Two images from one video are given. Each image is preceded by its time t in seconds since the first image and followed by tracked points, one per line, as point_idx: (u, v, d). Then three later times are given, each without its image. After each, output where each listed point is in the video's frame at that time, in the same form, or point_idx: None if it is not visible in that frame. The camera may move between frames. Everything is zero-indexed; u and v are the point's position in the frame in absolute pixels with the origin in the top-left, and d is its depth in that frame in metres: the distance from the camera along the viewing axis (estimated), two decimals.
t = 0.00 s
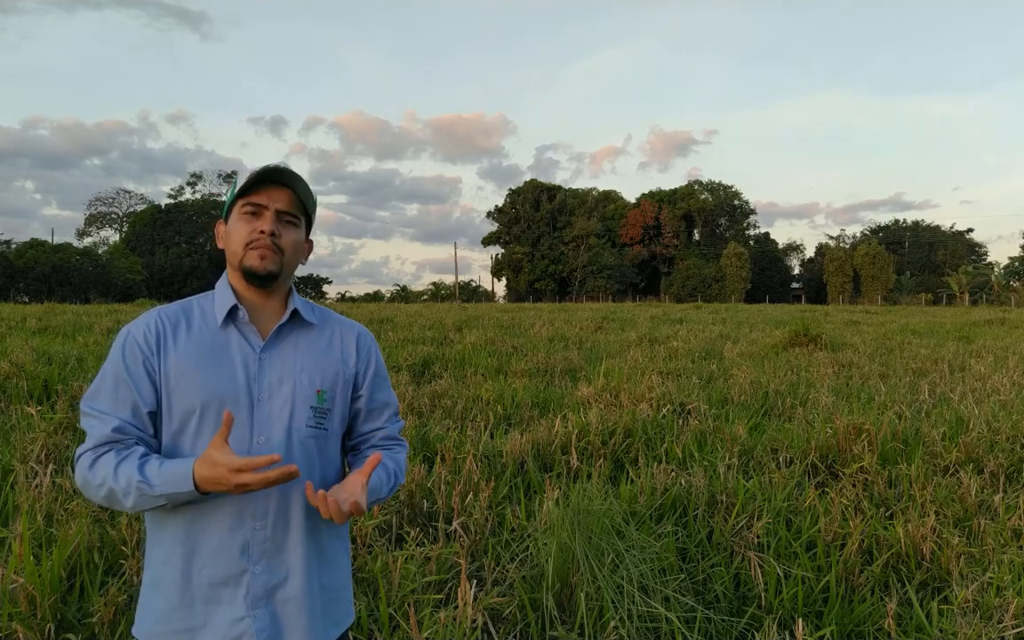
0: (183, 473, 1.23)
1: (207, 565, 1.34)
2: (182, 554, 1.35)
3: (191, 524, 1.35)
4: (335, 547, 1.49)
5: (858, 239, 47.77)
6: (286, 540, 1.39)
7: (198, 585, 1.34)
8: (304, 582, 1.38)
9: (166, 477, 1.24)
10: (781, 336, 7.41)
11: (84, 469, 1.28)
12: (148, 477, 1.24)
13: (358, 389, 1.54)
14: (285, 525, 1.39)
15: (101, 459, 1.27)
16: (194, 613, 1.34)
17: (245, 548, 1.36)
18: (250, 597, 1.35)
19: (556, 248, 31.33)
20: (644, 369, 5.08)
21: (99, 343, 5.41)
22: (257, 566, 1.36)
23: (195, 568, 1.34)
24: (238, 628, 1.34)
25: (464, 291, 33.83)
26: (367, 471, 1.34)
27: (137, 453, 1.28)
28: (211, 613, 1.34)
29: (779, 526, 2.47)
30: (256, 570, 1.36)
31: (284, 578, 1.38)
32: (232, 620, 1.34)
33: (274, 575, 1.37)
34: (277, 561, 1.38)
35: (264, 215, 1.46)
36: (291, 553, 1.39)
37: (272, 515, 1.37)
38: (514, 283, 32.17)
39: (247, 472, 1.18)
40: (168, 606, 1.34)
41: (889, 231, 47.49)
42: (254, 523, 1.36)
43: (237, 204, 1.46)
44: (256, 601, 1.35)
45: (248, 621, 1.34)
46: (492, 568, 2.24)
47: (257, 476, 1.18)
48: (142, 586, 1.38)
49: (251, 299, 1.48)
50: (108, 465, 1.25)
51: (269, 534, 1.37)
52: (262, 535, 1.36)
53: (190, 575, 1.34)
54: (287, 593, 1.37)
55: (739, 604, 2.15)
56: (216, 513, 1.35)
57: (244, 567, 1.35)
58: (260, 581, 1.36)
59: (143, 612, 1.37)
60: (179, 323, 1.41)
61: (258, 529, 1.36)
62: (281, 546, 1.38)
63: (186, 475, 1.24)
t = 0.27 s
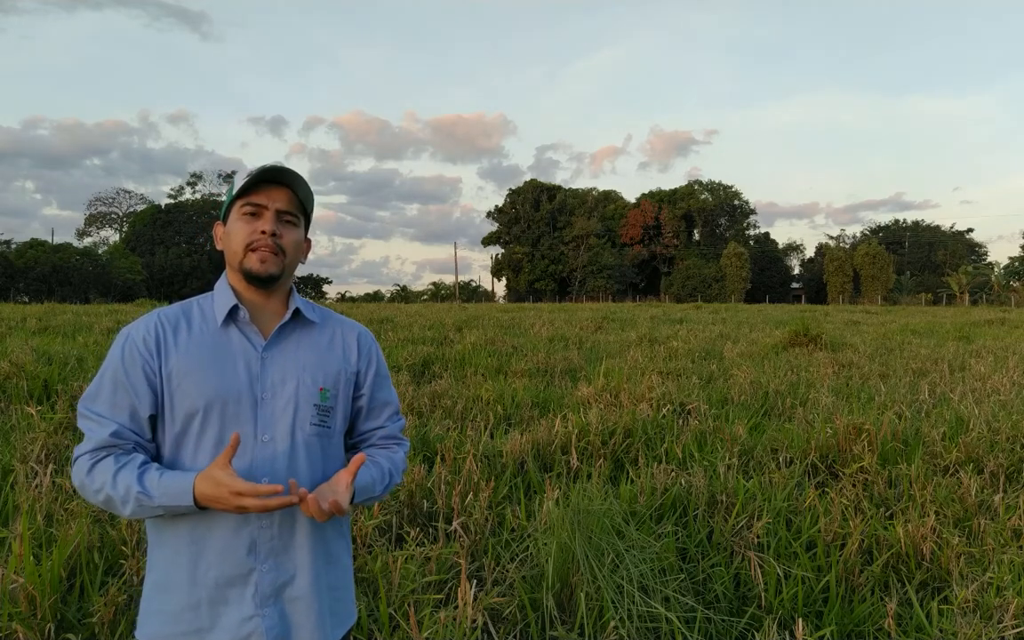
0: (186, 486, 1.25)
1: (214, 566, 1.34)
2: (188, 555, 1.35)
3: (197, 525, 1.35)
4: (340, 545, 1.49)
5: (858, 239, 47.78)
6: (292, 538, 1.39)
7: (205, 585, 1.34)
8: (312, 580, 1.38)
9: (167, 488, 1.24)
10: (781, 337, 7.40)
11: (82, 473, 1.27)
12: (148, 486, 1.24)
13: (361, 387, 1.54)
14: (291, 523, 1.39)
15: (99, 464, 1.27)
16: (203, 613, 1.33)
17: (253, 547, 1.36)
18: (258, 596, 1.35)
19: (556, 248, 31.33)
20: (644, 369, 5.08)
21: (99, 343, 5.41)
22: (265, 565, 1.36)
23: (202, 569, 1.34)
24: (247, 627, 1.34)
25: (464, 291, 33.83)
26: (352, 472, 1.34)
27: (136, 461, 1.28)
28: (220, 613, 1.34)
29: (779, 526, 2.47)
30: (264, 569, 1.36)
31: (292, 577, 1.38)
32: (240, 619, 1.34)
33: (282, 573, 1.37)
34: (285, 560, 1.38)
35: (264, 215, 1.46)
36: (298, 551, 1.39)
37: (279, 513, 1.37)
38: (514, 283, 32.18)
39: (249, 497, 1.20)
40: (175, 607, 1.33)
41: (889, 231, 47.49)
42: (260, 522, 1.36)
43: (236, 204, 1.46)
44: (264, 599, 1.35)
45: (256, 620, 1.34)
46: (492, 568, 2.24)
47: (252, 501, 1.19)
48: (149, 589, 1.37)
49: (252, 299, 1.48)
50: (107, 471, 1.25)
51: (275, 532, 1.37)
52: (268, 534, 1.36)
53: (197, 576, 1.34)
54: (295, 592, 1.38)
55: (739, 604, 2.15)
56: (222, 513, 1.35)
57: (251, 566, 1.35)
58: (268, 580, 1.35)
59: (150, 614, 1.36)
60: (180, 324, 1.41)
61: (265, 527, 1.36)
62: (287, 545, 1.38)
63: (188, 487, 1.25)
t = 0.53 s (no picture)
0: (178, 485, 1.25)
1: (215, 566, 1.34)
2: (188, 555, 1.35)
3: (197, 525, 1.35)
4: (341, 544, 1.49)
5: (858, 239, 47.79)
6: (293, 537, 1.39)
7: (207, 586, 1.34)
8: (313, 579, 1.38)
9: (159, 489, 1.25)
10: (781, 337, 7.40)
11: (78, 475, 1.29)
12: (140, 489, 1.25)
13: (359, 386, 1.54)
14: (292, 523, 1.39)
15: (95, 466, 1.28)
16: (205, 613, 1.33)
17: (253, 547, 1.36)
18: (259, 595, 1.35)
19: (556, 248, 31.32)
20: (644, 369, 5.08)
21: (99, 343, 5.41)
22: (266, 565, 1.36)
23: (203, 569, 1.34)
24: (249, 627, 1.34)
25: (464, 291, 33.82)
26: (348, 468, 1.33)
27: (130, 462, 1.29)
28: (222, 613, 1.34)
29: (779, 526, 2.47)
30: (265, 569, 1.36)
31: (293, 576, 1.38)
32: (242, 619, 1.34)
33: (283, 573, 1.37)
34: (286, 559, 1.38)
35: (261, 215, 1.46)
36: (299, 550, 1.39)
37: (279, 512, 1.37)
38: (514, 283, 32.19)
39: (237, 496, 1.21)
40: (176, 608, 1.34)
41: (889, 231, 47.50)
42: (261, 521, 1.36)
43: (234, 204, 1.46)
44: (266, 599, 1.35)
45: (258, 620, 1.34)
46: (492, 568, 2.24)
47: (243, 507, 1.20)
48: (150, 590, 1.37)
49: (249, 300, 1.48)
50: (102, 472, 1.26)
51: (276, 532, 1.37)
52: (269, 533, 1.36)
53: (198, 576, 1.34)
54: (296, 591, 1.38)
55: (739, 604, 2.15)
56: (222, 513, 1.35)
57: (252, 566, 1.35)
58: (269, 580, 1.35)
59: (151, 616, 1.36)
60: (177, 326, 1.41)
61: (265, 527, 1.36)
62: (288, 544, 1.38)
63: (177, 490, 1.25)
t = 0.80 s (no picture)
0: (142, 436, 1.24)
1: (212, 564, 1.34)
2: (186, 554, 1.35)
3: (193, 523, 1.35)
4: (339, 542, 1.49)
5: (858, 239, 47.79)
6: (290, 536, 1.39)
7: (204, 584, 1.34)
8: (311, 578, 1.38)
9: (126, 443, 1.25)
10: (781, 337, 7.40)
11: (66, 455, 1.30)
12: (113, 449, 1.26)
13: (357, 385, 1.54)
14: (289, 521, 1.39)
15: (79, 447, 1.29)
16: (201, 612, 1.33)
17: (250, 546, 1.36)
18: (256, 594, 1.34)
19: (556, 248, 31.32)
20: (644, 369, 5.08)
21: (99, 343, 5.41)
22: (263, 563, 1.36)
23: (200, 568, 1.34)
24: (246, 626, 1.33)
25: (464, 291, 33.81)
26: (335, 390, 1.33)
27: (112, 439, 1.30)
28: (218, 611, 1.34)
29: (779, 526, 2.47)
30: (262, 567, 1.36)
31: (290, 575, 1.38)
32: (239, 618, 1.33)
33: (280, 571, 1.37)
34: (283, 558, 1.38)
35: (268, 217, 1.46)
36: (296, 549, 1.39)
37: (276, 511, 1.37)
38: (514, 283, 32.20)
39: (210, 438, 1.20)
40: (174, 607, 1.34)
41: (889, 232, 47.50)
42: (257, 520, 1.36)
43: (239, 205, 1.45)
44: (263, 598, 1.35)
45: (255, 618, 1.34)
46: (492, 568, 2.24)
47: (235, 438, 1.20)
48: (147, 589, 1.37)
49: (249, 300, 1.48)
50: (84, 448, 1.28)
51: (273, 530, 1.37)
52: (266, 531, 1.36)
53: (195, 575, 1.34)
54: (293, 590, 1.37)
55: (739, 604, 2.15)
56: (219, 511, 1.35)
57: (249, 564, 1.35)
58: (266, 578, 1.35)
59: (148, 615, 1.36)
60: (174, 324, 1.41)
61: (262, 525, 1.36)
62: (285, 543, 1.38)
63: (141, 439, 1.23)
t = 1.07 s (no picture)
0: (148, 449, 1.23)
1: (211, 565, 1.34)
2: (184, 554, 1.35)
3: (193, 524, 1.35)
4: (338, 543, 1.49)
5: (858, 239, 47.80)
6: (289, 538, 1.39)
7: (202, 585, 1.34)
8: (309, 580, 1.38)
9: (133, 456, 1.24)
10: (781, 337, 7.40)
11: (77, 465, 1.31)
12: (121, 461, 1.26)
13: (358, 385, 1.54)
14: (289, 522, 1.39)
15: (89, 454, 1.30)
16: (200, 613, 1.34)
17: (249, 547, 1.36)
18: (255, 595, 1.35)
19: (556, 248, 31.31)
20: (644, 369, 5.08)
21: (99, 343, 5.41)
22: (262, 565, 1.36)
23: (199, 568, 1.34)
24: (244, 626, 1.34)
25: (464, 291, 33.81)
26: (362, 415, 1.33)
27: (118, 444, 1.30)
28: (217, 612, 1.34)
29: (779, 526, 2.47)
30: (261, 569, 1.36)
31: (289, 576, 1.38)
32: (237, 619, 1.34)
33: (279, 573, 1.37)
34: (282, 559, 1.38)
35: (270, 218, 1.45)
36: (295, 551, 1.39)
37: (276, 512, 1.37)
38: (514, 283, 32.22)
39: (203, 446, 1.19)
40: (172, 607, 1.34)
41: (888, 231, 47.50)
42: (257, 521, 1.36)
43: (240, 205, 1.45)
44: (261, 599, 1.35)
45: (253, 619, 1.34)
46: (492, 568, 2.24)
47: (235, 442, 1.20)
48: (145, 589, 1.37)
49: (250, 301, 1.48)
50: (92, 457, 1.29)
51: (272, 532, 1.37)
52: (265, 533, 1.36)
53: (194, 576, 1.34)
54: (292, 591, 1.37)
55: (739, 604, 2.15)
56: (218, 511, 1.35)
57: (248, 566, 1.35)
58: (265, 580, 1.35)
59: (147, 615, 1.36)
60: (175, 325, 1.41)
61: (261, 527, 1.36)
62: (285, 544, 1.38)
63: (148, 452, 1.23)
